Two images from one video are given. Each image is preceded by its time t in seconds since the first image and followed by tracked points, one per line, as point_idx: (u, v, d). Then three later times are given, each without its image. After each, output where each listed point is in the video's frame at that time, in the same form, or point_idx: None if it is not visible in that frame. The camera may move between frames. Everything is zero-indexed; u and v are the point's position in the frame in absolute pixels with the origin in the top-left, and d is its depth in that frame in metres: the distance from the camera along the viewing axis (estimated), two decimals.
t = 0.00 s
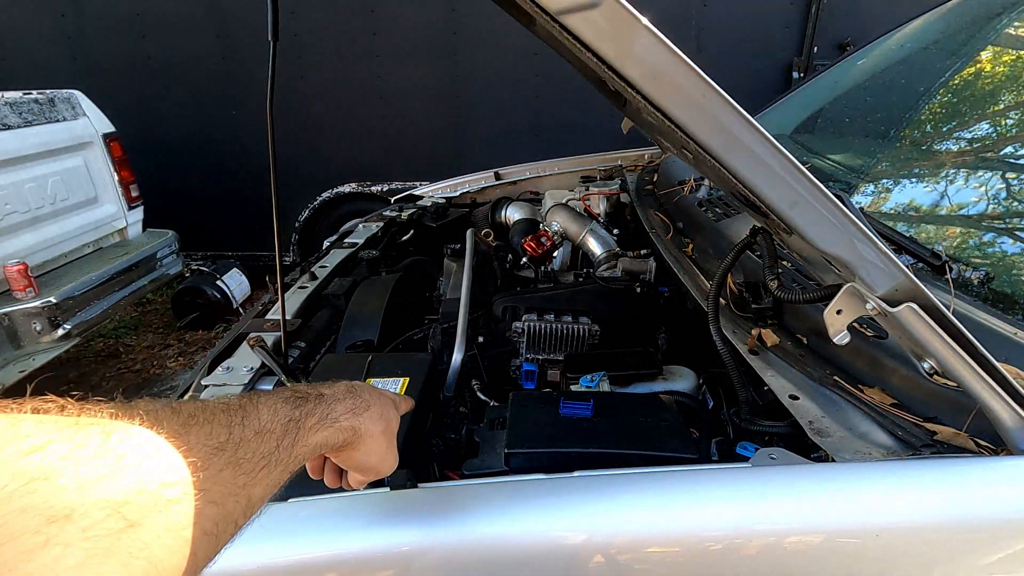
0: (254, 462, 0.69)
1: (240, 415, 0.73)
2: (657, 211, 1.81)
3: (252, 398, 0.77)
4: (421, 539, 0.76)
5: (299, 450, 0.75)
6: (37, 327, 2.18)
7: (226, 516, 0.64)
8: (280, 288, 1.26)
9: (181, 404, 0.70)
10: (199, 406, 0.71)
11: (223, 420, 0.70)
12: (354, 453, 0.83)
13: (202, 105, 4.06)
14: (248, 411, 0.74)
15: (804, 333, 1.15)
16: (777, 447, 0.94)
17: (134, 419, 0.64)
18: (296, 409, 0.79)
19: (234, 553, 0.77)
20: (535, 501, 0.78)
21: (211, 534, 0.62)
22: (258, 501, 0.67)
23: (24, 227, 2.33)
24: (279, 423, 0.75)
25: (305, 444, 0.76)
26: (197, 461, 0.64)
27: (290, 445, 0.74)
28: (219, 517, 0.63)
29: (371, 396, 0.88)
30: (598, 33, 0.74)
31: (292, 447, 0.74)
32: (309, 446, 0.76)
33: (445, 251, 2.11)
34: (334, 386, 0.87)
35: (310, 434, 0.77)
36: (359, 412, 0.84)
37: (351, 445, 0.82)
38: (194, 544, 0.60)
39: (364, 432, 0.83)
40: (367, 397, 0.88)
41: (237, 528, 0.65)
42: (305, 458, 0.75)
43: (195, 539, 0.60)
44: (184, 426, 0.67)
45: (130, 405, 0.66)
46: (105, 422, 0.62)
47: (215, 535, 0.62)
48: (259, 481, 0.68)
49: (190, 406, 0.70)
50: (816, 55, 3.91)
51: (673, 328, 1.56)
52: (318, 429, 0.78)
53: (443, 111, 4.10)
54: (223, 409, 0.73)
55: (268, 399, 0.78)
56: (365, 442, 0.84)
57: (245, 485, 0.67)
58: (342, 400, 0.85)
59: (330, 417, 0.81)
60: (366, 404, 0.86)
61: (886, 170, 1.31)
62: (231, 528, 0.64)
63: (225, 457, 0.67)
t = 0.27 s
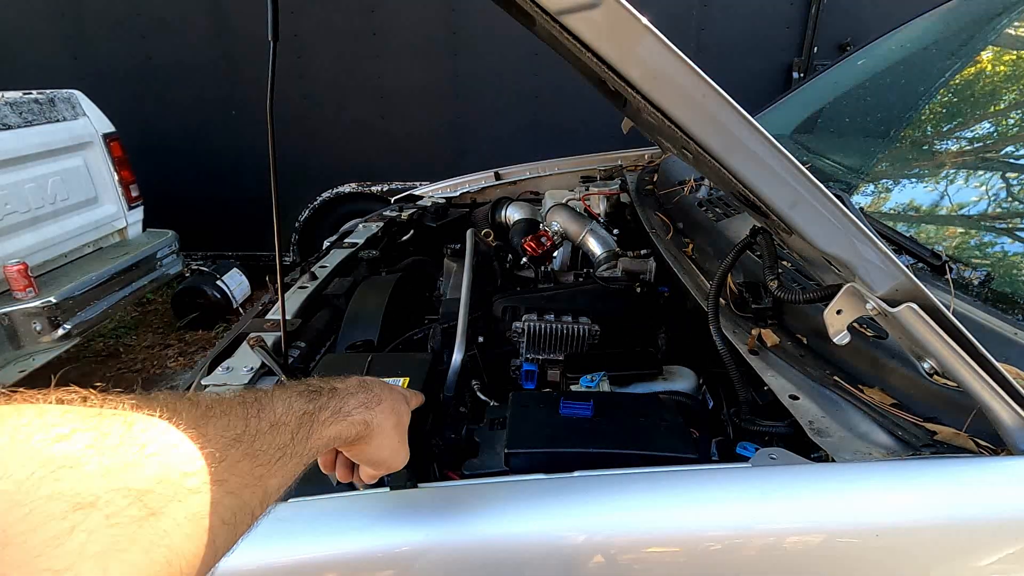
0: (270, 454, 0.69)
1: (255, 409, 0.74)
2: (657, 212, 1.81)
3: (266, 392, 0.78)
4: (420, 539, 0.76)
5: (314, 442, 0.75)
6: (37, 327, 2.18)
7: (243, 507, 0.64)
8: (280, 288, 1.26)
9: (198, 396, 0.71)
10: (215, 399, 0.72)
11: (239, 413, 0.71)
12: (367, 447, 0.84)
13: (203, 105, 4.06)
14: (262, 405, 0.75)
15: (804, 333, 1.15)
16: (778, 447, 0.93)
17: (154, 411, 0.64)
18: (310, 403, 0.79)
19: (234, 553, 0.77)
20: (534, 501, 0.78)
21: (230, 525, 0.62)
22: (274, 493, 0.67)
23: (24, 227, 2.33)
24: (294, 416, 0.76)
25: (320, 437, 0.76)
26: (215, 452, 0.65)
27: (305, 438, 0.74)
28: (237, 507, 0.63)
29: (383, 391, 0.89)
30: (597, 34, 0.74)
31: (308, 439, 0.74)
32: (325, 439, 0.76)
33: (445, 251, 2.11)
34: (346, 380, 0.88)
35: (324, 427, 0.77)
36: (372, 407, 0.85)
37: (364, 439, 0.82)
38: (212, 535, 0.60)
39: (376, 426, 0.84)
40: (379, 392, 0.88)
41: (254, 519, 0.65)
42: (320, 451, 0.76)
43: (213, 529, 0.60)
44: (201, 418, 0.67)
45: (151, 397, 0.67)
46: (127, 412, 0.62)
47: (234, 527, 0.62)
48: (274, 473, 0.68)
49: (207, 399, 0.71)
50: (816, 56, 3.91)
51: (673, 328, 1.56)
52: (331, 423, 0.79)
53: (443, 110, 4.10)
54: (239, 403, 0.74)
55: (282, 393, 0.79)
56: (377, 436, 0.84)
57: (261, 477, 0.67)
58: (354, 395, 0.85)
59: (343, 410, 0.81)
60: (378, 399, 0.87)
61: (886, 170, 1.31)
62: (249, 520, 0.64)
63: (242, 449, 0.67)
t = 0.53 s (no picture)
0: (275, 454, 0.69)
1: (260, 409, 0.74)
2: (657, 212, 1.81)
3: (271, 393, 0.78)
4: (421, 539, 0.76)
5: (319, 442, 0.75)
6: (37, 327, 2.18)
7: (249, 506, 0.63)
8: (280, 288, 1.26)
9: (204, 397, 0.72)
10: (221, 400, 0.72)
11: (245, 413, 0.72)
12: (371, 448, 0.84)
13: (203, 105, 4.06)
14: (267, 405, 0.75)
15: (804, 333, 1.15)
16: (777, 447, 0.94)
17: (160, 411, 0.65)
18: (314, 404, 0.80)
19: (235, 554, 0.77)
20: (534, 501, 0.78)
21: (237, 524, 0.61)
22: (279, 493, 0.67)
23: (24, 227, 2.33)
24: (298, 416, 0.76)
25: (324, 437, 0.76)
26: (221, 451, 0.65)
27: (309, 439, 0.74)
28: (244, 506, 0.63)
29: (387, 392, 0.89)
30: (597, 35, 0.74)
31: (312, 439, 0.75)
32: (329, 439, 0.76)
33: (445, 251, 2.11)
34: (349, 382, 0.88)
35: (328, 428, 0.78)
36: (375, 407, 0.85)
37: (368, 439, 0.83)
38: (218, 534, 0.59)
39: (380, 426, 0.84)
40: (382, 393, 0.88)
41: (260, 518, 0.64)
42: (324, 451, 0.76)
43: (219, 528, 0.59)
44: (208, 417, 0.68)
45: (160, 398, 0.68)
46: (136, 412, 0.63)
47: (242, 526, 0.61)
48: (280, 472, 0.68)
49: (213, 399, 0.72)
50: (816, 56, 3.91)
51: (673, 328, 1.56)
52: (335, 423, 0.79)
53: (443, 110, 4.10)
54: (245, 403, 0.74)
55: (287, 394, 0.79)
56: (381, 437, 0.84)
57: (266, 476, 0.67)
58: (357, 396, 0.85)
59: (347, 411, 0.81)
60: (382, 399, 0.87)
61: (886, 170, 1.31)
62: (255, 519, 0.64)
63: (248, 448, 0.68)
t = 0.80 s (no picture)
0: (274, 450, 0.69)
1: (260, 405, 0.74)
2: (657, 212, 1.81)
3: (269, 389, 0.78)
4: (420, 538, 0.76)
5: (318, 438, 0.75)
6: (37, 327, 2.18)
7: (246, 502, 0.64)
8: (280, 288, 1.26)
9: (203, 392, 0.71)
10: (220, 396, 0.72)
11: (244, 409, 0.71)
12: (370, 444, 0.83)
13: (202, 105, 4.06)
14: (266, 401, 0.75)
15: (804, 333, 1.15)
16: (777, 448, 0.94)
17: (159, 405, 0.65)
18: (313, 399, 0.79)
19: (235, 554, 0.76)
20: (535, 501, 0.78)
21: (234, 520, 0.62)
22: (277, 488, 0.67)
23: (24, 227, 2.33)
24: (297, 412, 0.76)
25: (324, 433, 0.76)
26: (219, 447, 0.65)
27: (308, 435, 0.74)
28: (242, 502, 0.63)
29: (386, 389, 0.88)
30: (598, 34, 0.73)
31: (311, 435, 0.74)
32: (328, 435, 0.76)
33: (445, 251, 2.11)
34: (349, 379, 0.87)
35: (327, 424, 0.77)
36: (374, 404, 0.84)
37: (367, 436, 0.82)
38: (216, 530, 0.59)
39: (379, 423, 0.83)
40: (382, 390, 0.88)
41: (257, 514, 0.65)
42: (323, 448, 0.76)
43: (217, 523, 0.60)
44: (207, 413, 0.68)
45: (158, 393, 0.68)
46: (135, 407, 0.62)
47: (238, 522, 0.62)
48: (278, 468, 0.68)
49: (212, 395, 0.71)
50: (816, 56, 3.92)
51: (674, 328, 1.55)
52: (334, 419, 0.78)
53: (443, 110, 4.10)
54: (244, 398, 0.74)
55: (286, 390, 0.79)
56: (380, 433, 0.83)
57: (265, 473, 0.67)
58: (356, 392, 0.85)
59: (346, 407, 0.81)
60: (381, 396, 0.86)
61: (886, 170, 1.31)
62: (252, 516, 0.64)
63: (247, 444, 0.67)
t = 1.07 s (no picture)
0: (264, 454, 0.69)
1: (250, 409, 0.73)
2: (657, 211, 1.81)
3: (261, 391, 0.77)
4: (420, 538, 0.76)
5: (310, 442, 0.74)
6: (37, 327, 2.18)
7: (236, 506, 0.64)
8: (280, 288, 1.26)
9: (194, 396, 0.71)
10: (210, 399, 0.71)
11: (234, 413, 0.71)
12: (364, 447, 0.83)
13: (202, 105, 4.06)
14: (257, 404, 0.74)
15: (804, 333, 1.15)
16: (777, 448, 0.94)
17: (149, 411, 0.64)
18: (304, 402, 0.78)
19: (234, 554, 0.77)
20: (535, 501, 0.78)
21: (223, 524, 0.62)
22: (269, 492, 0.67)
23: (24, 227, 2.33)
24: (289, 415, 0.75)
25: (315, 436, 0.75)
26: (209, 452, 0.65)
27: (300, 439, 0.74)
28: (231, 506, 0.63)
29: (379, 392, 0.88)
30: (597, 33, 0.73)
31: (302, 439, 0.74)
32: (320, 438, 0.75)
33: (445, 251, 2.11)
34: (342, 381, 0.87)
35: (318, 427, 0.77)
36: (367, 406, 0.84)
37: (360, 439, 0.81)
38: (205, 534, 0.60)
39: (372, 425, 0.83)
40: (375, 392, 0.87)
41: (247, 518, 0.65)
42: (315, 451, 0.75)
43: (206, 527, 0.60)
44: (196, 417, 0.67)
45: (146, 397, 0.67)
46: (121, 412, 0.62)
47: (228, 525, 0.63)
48: (269, 472, 0.68)
49: (202, 398, 0.71)
50: (816, 56, 3.91)
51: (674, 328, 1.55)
52: (326, 422, 0.78)
53: (443, 110, 4.10)
54: (235, 401, 0.73)
55: (277, 393, 0.78)
56: (373, 436, 0.83)
57: (255, 476, 0.67)
58: (349, 395, 0.84)
59: (339, 410, 0.80)
60: (375, 398, 0.86)
61: (886, 170, 1.31)
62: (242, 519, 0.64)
63: (237, 448, 0.67)
